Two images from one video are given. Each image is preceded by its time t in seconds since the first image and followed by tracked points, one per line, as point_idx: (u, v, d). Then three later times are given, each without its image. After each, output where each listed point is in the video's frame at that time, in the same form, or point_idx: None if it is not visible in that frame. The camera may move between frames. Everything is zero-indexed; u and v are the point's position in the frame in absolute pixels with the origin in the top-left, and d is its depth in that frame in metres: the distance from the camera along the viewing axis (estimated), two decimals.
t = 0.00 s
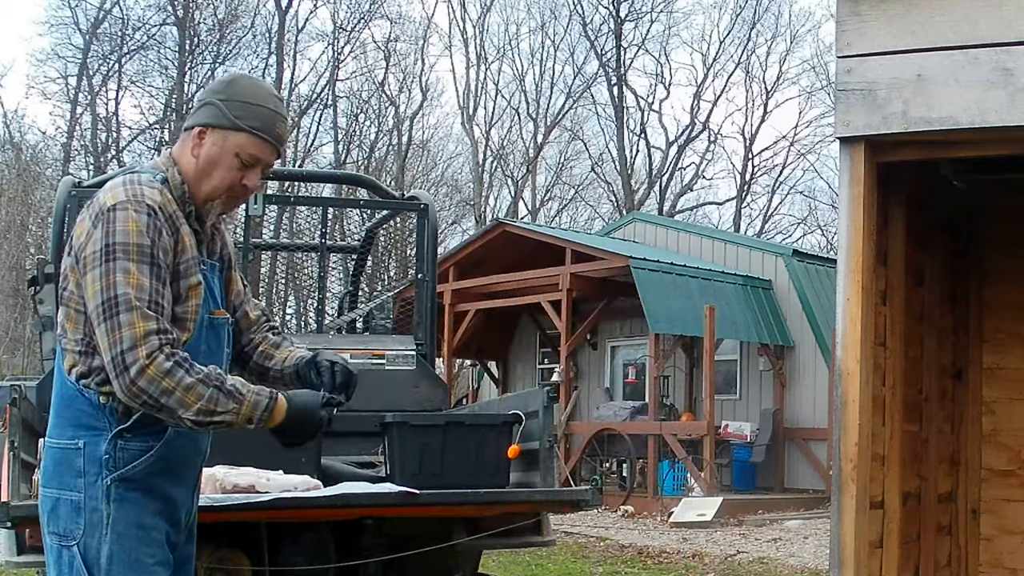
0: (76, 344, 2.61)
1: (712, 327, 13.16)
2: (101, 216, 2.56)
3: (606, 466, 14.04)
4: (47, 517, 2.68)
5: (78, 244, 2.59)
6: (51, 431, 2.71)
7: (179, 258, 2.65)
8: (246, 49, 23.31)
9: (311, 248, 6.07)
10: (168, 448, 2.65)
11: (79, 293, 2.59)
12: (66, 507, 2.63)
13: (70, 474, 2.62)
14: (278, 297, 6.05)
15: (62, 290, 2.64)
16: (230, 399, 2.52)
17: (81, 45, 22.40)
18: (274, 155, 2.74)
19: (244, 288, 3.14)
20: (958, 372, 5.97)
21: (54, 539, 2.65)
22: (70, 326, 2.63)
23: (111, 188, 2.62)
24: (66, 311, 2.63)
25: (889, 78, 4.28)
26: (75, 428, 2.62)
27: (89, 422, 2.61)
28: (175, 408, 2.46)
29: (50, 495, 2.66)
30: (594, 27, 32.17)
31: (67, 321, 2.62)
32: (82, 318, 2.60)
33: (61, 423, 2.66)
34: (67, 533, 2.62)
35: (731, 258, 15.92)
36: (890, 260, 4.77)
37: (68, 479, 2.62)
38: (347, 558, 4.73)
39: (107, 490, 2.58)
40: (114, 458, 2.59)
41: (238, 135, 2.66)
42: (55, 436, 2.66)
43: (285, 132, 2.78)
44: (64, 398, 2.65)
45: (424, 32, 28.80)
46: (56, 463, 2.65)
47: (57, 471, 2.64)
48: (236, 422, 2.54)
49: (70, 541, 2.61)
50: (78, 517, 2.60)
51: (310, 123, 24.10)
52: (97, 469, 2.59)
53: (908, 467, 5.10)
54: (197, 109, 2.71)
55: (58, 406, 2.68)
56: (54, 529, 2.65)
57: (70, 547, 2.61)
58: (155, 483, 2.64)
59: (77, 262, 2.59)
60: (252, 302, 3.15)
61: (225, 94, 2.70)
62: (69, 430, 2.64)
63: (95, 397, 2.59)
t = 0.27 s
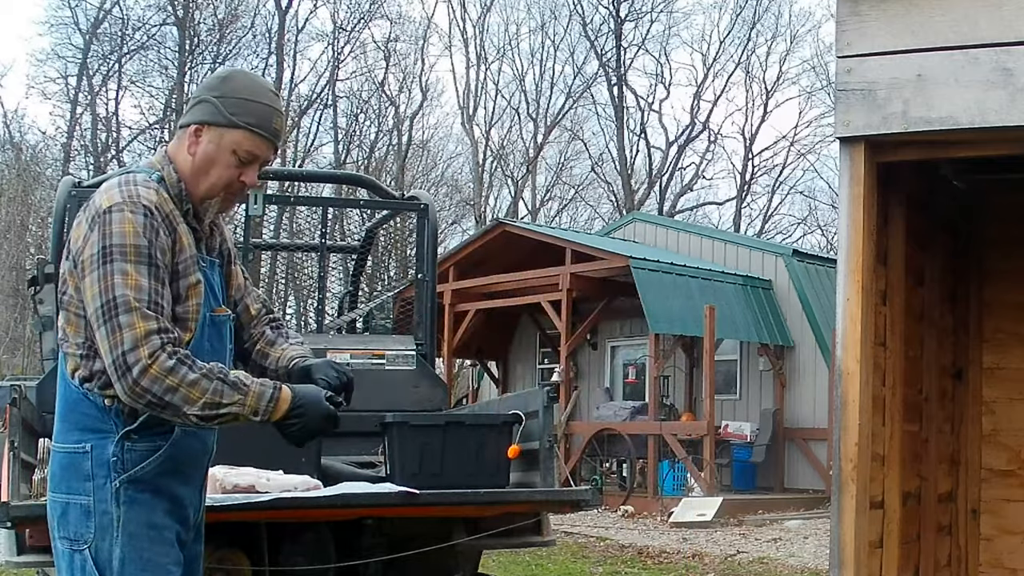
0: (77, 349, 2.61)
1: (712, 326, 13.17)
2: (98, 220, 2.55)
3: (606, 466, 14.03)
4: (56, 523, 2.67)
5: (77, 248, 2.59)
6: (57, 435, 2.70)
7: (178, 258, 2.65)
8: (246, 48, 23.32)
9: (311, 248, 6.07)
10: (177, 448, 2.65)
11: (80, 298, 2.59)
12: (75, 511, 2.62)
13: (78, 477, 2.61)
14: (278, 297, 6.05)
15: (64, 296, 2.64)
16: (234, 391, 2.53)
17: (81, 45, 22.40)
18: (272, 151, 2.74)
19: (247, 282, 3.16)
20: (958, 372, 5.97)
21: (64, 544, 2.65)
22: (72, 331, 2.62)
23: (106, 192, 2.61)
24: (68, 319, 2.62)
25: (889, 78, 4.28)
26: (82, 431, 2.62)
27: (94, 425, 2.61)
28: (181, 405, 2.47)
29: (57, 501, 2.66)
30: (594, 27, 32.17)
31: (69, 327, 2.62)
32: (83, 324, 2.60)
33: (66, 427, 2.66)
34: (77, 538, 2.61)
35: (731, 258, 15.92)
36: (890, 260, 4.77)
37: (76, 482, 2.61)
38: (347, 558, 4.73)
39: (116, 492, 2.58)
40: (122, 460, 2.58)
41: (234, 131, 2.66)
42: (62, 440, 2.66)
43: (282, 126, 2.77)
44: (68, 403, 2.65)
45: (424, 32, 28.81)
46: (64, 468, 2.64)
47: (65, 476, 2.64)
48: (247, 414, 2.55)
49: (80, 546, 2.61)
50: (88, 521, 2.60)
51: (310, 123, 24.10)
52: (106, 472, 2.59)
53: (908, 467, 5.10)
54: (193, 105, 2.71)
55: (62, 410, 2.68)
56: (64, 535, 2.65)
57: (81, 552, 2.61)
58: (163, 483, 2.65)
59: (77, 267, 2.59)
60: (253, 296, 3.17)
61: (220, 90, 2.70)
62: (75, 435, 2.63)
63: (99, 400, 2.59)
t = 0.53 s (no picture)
0: (76, 351, 2.60)
1: (712, 326, 13.17)
2: (96, 222, 2.54)
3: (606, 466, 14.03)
4: (60, 524, 2.68)
5: (75, 250, 2.59)
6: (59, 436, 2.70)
7: (177, 258, 2.65)
8: (246, 48, 23.33)
9: (311, 248, 6.07)
10: (179, 448, 2.65)
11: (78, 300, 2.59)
12: (78, 512, 2.62)
13: (81, 479, 2.62)
14: (278, 297, 6.05)
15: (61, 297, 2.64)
16: (230, 396, 2.53)
17: (81, 45, 22.41)
18: (270, 148, 2.74)
19: (242, 283, 3.15)
20: (958, 372, 5.97)
21: (68, 545, 2.65)
22: (70, 333, 2.62)
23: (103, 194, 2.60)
24: (67, 321, 2.62)
25: (889, 78, 4.28)
26: (83, 433, 2.62)
27: (96, 427, 2.61)
28: (177, 410, 2.47)
29: (60, 502, 2.66)
30: (594, 27, 32.17)
31: (67, 329, 2.62)
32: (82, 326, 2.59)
33: (68, 428, 2.66)
34: (80, 539, 2.62)
35: (731, 258, 15.92)
36: (890, 260, 4.77)
37: (79, 484, 2.62)
38: (347, 558, 4.74)
39: (118, 493, 2.59)
40: (123, 460, 2.59)
41: (233, 129, 2.66)
42: (63, 441, 2.66)
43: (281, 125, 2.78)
44: (69, 404, 2.65)
45: (424, 32, 28.81)
46: (66, 469, 2.65)
47: (67, 477, 2.64)
48: (241, 415, 2.56)
49: (83, 547, 2.62)
50: (91, 522, 2.60)
51: (310, 123, 24.11)
52: (108, 473, 2.59)
53: (908, 467, 5.10)
54: (190, 105, 2.71)
55: (64, 412, 2.68)
56: (68, 536, 2.65)
57: (84, 553, 2.61)
58: (165, 483, 2.65)
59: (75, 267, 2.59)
60: (247, 297, 3.16)
61: (217, 90, 2.70)
62: (76, 435, 2.64)
63: (100, 402, 2.59)
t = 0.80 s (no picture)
0: (68, 350, 2.60)
1: (712, 326, 13.16)
2: (89, 221, 2.55)
3: (606, 466, 14.03)
4: (53, 522, 2.68)
5: (68, 248, 2.59)
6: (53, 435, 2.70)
7: (170, 260, 2.63)
8: (246, 49, 23.35)
9: (311, 248, 6.07)
10: (169, 450, 2.64)
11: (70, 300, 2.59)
12: (67, 512, 2.62)
13: (71, 479, 2.61)
14: (278, 297, 6.05)
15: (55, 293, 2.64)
16: (211, 403, 2.52)
17: (81, 45, 22.40)
18: (271, 150, 2.75)
19: (242, 288, 3.14)
20: (958, 372, 5.97)
21: (59, 544, 2.65)
22: (63, 333, 2.62)
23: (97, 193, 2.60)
24: (59, 320, 2.62)
25: (889, 78, 4.28)
26: (74, 433, 2.62)
27: (86, 427, 2.60)
28: (158, 416, 2.48)
29: (51, 501, 2.66)
30: (594, 27, 32.16)
31: (60, 327, 2.62)
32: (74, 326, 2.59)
33: (59, 427, 2.66)
34: (70, 538, 2.62)
35: (731, 258, 15.93)
36: (890, 260, 4.77)
37: (68, 483, 2.62)
38: (347, 558, 4.74)
39: (107, 493, 2.57)
40: (112, 462, 2.58)
41: (232, 131, 2.66)
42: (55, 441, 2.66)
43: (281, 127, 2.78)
44: (61, 403, 2.65)
45: (423, 32, 28.81)
46: (57, 468, 2.64)
47: (58, 477, 2.64)
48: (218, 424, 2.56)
49: (73, 546, 2.61)
50: (79, 522, 2.61)
51: (310, 123, 24.11)
52: (97, 473, 2.58)
53: (909, 467, 5.10)
54: (190, 106, 2.71)
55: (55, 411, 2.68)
56: (59, 535, 2.65)
57: (73, 552, 2.61)
58: (155, 484, 2.64)
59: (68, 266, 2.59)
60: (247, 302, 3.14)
61: (216, 92, 2.70)
62: (67, 435, 2.63)
63: (90, 401, 2.58)
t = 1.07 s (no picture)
0: (61, 352, 2.61)
1: (712, 326, 13.17)
2: (77, 223, 2.54)
3: (606, 466, 14.02)
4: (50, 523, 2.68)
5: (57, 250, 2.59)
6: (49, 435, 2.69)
7: (158, 259, 2.62)
8: (246, 48, 23.36)
9: (311, 248, 6.08)
10: (164, 451, 2.63)
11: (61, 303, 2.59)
12: (63, 513, 2.62)
13: (65, 479, 2.60)
14: (278, 297, 6.04)
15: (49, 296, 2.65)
16: (196, 395, 2.49)
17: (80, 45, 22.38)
18: (265, 147, 2.74)
19: (247, 285, 3.17)
20: (958, 372, 5.97)
21: (55, 545, 2.65)
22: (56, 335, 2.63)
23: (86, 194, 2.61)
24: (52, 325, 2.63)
25: (889, 78, 4.28)
26: (68, 433, 2.61)
27: (80, 428, 2.60)
28: (144, 412, 2.46)
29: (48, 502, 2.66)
30: (594, 27, 32.17)
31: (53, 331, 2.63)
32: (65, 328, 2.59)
33: (56, 429, 2.66)
34: (65, 540, 2.61)
35: (731, 258, 15.93)
36: (890, 260, 4.77)
37: (64, 484, 2.60)
38: (347, 559, 4.74)
39: (101, 494, 2.56)
40: (106, 462, 2.56)
41: (225, 128, 2.66)
42: (51, 441, 2.65)
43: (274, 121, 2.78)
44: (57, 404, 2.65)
45: (423, 32, 28.82)
46: (52, 469, 2.64)
47: (53, 477, 2.63)
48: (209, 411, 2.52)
49: (68, 547, 2.60)
50: (75, 523, 2.60)
51: (310, 123, 24.13)
52: (91, 474, 2.57)
53: (908, 467, 5.10)
54: (183, 104, 2.71)
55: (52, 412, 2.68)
56: (55, 536, 2.65)
57: (68, 554, 2.60)
58: (151, 485, 2.62)
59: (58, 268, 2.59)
60: (252, 297, 3.17)
61: (210, 90, 2.69)
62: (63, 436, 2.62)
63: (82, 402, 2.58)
